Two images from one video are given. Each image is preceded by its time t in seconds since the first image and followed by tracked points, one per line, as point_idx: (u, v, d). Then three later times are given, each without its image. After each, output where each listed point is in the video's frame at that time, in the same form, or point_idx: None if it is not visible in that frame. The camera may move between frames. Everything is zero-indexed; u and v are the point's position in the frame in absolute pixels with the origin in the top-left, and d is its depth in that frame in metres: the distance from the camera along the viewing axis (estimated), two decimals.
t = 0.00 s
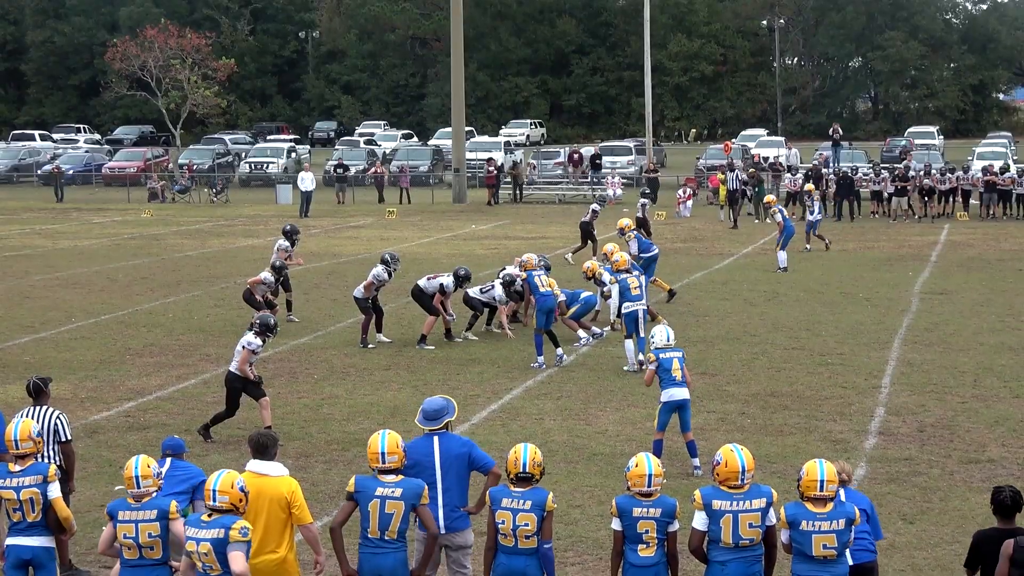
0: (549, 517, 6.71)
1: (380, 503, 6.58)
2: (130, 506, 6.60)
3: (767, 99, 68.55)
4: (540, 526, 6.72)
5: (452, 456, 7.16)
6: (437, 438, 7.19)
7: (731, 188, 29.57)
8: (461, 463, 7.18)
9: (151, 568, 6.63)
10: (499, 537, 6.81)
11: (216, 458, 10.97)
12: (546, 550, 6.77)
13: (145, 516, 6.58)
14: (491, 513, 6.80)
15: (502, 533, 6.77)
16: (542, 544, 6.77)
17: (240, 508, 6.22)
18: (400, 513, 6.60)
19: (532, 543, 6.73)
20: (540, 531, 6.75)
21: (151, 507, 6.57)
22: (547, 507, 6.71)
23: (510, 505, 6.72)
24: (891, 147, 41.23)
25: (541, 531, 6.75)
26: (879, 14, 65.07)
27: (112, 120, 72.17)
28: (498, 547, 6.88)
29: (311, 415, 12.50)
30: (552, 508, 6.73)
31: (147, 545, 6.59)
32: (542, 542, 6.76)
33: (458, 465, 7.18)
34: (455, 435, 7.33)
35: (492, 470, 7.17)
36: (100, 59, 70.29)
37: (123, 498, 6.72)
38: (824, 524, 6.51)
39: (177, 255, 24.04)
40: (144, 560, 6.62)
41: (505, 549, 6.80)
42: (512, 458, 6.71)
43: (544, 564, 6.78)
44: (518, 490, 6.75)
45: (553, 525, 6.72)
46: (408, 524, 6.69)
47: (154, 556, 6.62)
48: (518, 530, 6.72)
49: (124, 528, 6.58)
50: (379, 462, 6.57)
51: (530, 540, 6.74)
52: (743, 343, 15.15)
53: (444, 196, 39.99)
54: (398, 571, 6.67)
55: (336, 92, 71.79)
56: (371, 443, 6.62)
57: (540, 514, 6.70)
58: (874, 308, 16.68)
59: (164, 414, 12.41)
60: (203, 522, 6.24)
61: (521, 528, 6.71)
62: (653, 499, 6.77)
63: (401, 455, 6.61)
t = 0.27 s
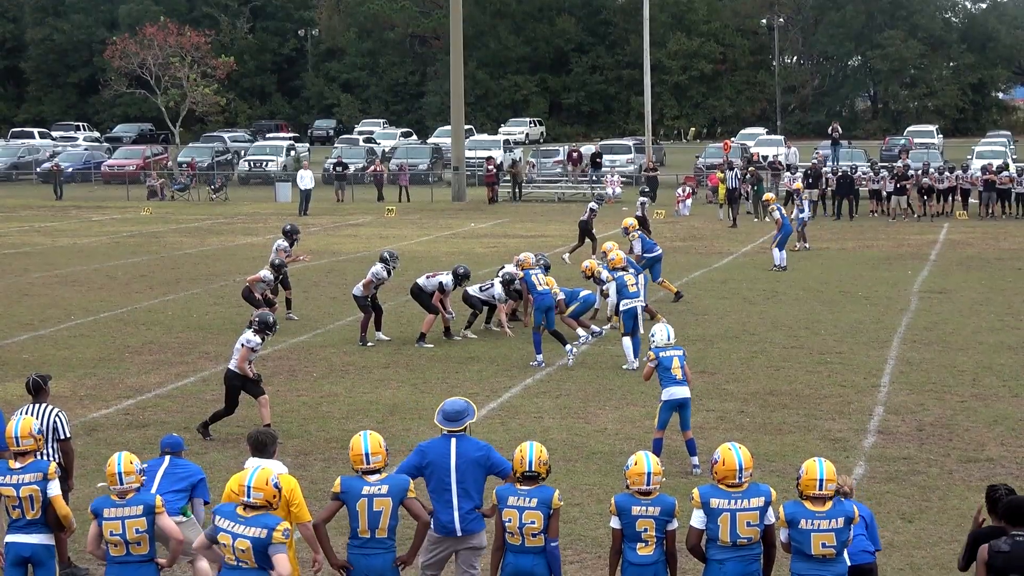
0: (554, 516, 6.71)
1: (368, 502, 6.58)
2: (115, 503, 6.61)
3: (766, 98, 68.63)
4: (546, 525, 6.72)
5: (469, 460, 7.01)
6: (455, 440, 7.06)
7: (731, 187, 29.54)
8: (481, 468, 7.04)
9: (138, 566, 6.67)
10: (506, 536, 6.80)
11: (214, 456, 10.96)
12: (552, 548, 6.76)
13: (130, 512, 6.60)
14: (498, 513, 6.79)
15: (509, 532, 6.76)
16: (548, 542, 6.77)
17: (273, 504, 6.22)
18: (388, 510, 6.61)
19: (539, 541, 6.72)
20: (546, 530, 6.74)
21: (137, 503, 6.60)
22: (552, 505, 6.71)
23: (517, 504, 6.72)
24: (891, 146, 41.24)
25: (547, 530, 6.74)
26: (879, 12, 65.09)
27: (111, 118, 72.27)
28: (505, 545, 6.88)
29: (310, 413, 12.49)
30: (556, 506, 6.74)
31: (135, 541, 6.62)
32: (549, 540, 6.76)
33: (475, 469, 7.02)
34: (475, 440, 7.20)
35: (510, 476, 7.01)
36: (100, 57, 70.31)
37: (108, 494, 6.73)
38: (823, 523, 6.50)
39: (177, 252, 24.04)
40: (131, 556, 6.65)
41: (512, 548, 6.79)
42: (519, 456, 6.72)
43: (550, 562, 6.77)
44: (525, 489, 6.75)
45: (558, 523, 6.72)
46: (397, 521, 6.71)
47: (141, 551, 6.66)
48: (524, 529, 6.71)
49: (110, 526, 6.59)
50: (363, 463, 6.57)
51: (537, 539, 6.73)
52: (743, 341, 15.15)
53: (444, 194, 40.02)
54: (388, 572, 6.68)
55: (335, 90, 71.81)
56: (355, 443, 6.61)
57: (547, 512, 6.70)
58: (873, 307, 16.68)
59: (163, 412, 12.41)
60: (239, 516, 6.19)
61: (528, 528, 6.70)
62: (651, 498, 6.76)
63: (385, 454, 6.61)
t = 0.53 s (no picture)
0: (559, 514, 6.70)
1: (360, 502, 6.58)
2: (103, 500, 6.62)
3: (766, 96, 68.63)
4: (549, 523, 6.72)
5: (475, 460, 7.01)
6: (461, 439, 7.05)
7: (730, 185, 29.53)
8: (486, 468, 7.03)
9: (128, 561, 6.67)
10: (509, 533, 6.81)
11: (213, 454, 10.94)
12: (557, 545, 6.76)
13: (119, 507, 6.60)
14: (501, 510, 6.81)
15: (512, 529, 6.76)
16: (553, 539, 6.76)
17: (291, 502, 6.25)
18: (380, 509, 6.61)
19: (542, 539, 6.72)
20: (550, 527, 6.74)
21: (126, 499, 6.61)
22: (556, 503, 6.70)
23: (520, 500, 6.73)
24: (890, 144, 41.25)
25: (550, 527, 6.74)
26: (878, 11, 65.01)
27: (111, 115, 72.33)
28: (509, 543, 6.88)
29: (309, 411, 12.48)
30: (561, 503, 6.72)
31: (124, 536, 6.63)
32: (554, 538, 6.76)
33: (480, 469, 7.02)
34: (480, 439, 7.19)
35: (515, 476, 7.01)
36: (100, 54, 70.30)
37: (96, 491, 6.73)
38: (822, 521, 6.50)
39: (176, 250, 24.04)
40: (121, 552, 6.66)
41: (515, 545, 6.79)
42: (524, 453, 6.73)
43: (555, 559, 6.78)
44: (529, 485, 6.77)
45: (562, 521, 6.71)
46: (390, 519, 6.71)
47: (131, 547, 6.67)
48: (527, 526, 6.72)
49: (100, 522, 6.60)
50: (353, 461, 6.57)
51: (539, 536, 6.73)
52: (742, 339, 15.15)
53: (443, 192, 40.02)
54: (382, 570, 6.68)
55: (334, 87, 71.78)
56: (346, 442, 6.61)
57: (550, 510, 6.70)
58: (872, 306, 16.68)
59: (162, 409, 12.40)
60: (259, 511, 6.20)
61: (531, 525, 6.70)
62: (650, 496, 6.76)
63: (375, 453, 6.61)
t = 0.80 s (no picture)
0: (558, 511, 6.69)
1: (357, 502, 6.58)
2: (97, 498, 6.62)
3: (765, 95, 68.63)
4: (549, 520, 6.71)
5: (474, 459, 7.01)
6: (461, 438, 7.05)
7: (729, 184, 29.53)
8: (485, 466, 7.02)
9: (122, 559, 6.66)
10: (509, 530, 6.81)
11: (212, 453, 10.93)
12: (556, 542, 6.75)
13: (113, 505, 6.60)
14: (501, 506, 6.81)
15: (512, 526, 6.76)
16: (552, 536, 6.76)
17: (293, 497, 6.24)
18: (376, 509, 6.61)
19: (540, 536, 6.72)
20: (548, 525, 6.74)
21: (121, 497, 6.61)
22: (555, 500, 6.70)
23: (520, 496, 6.74)
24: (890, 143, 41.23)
25: (549, 525, 6.74)
26: (878, 10, 64.88)
27: (110, 113, 72.39)
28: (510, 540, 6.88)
29: (308, 409, 12.48)
30: (560, 500, 6.71)
31: (118, 534, 6.62)
32: (553, 535, 6.75)
33: (480, 467, 7.02)
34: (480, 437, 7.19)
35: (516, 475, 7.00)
36: (99, 52, 70.32)
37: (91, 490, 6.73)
38: (822, 519, 6.50)
39: (175, 248, 24.02)
40: (115, 551, 6.64)
41: (515, 542, 6.79)
42: (524, 451, 6.72)
43: (555, 556, 6.77)
44: (528, 483, 6.76)
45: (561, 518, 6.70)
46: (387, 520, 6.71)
47: (125, 545, 6.65)
48: (526, 523, 6.72)
49: (93, 520, 6.60)
50: (349, 459, 6.57)
51: (538, 534, 6.72)
52: (741, 338, 15.16)
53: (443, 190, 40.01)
54: (379, 570, 6.67)
55: (334, 86, 71.82)
56: (342, 440, 6.62)
57: (548, 507, 6.69)
58: (872, 305, 16.68)
59: (161, 407, 12.40)
60: (263, 509, 6.21)
61: (529, 522, 6.70)
62: (650, 494, 6.76)
63: (371, 451, 6.61)
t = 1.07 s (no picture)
0: (556, 507, 6.69)
1: (356, 502, 6.57)
2: (94, 497, 6.61)
3: (765, 94, 68.57)
4: (548, 517, 6.71)
5: (473, 457, 7.01)
6: (460, 437, 7.05)
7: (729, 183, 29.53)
8: (484, 465, 7.03)
9: (119, 559, 6.66)
10: (510, 527, 6.81)
11: (211, 451, 10.93)
12: (555, 539, 6.74)
13: (110, 505, 6.60)
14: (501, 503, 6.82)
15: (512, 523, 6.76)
16: (550, 535, 6.76)
17: (290, 493, 6.25)
18: (375, 508, 6.61)
19: (540, 533, 6.72)
20: (547, 522, 6.74)
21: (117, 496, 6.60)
22: (554, 496, 6.70)
23: (520, 493, 6.74)
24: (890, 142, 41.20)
25: (548, 522, 6.74)
26: (878, 9, 64.70)
27: (110, 112, 72.40)
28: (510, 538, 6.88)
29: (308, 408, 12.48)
30: (559, 497, 6.72)
31: (114, 534, 6.62)
32: (550, 532, 6.75)
33: (479, 466, 7.02)
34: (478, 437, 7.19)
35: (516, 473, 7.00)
36: (99, 50, 70.32)
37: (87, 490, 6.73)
38: (822, 517, 6.50)
39: (175, 247, 24.00)
40: (111, 550, 6.64)
41: (516, 539, 6.79)
42: (522, 448, 6.73)
43: (555, 553, 6.75)
44: (526, 479, 6.76)
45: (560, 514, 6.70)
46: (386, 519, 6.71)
47: (121, 545, 6.65)
48: (526, 520, 6.72)
49: (89, 520, 6.59)
50: (348, 458, 6.58)
51: (538, 531, 6.72)
52: (741, 337, 15.17)
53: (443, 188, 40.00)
54: (378, 569, 6.67)
55: (334, 84, 71.79)
56: (341, 440, 6.63)
57: (547, 503, 6.69)
58: (871, 304, 16.67)
59: (161, 406, 12.40)
60: (258, 507, 6.20)
61: (528, 519, 6.70)
62: (648, 493, 6.76)
63: (371, 450, 6.61)
